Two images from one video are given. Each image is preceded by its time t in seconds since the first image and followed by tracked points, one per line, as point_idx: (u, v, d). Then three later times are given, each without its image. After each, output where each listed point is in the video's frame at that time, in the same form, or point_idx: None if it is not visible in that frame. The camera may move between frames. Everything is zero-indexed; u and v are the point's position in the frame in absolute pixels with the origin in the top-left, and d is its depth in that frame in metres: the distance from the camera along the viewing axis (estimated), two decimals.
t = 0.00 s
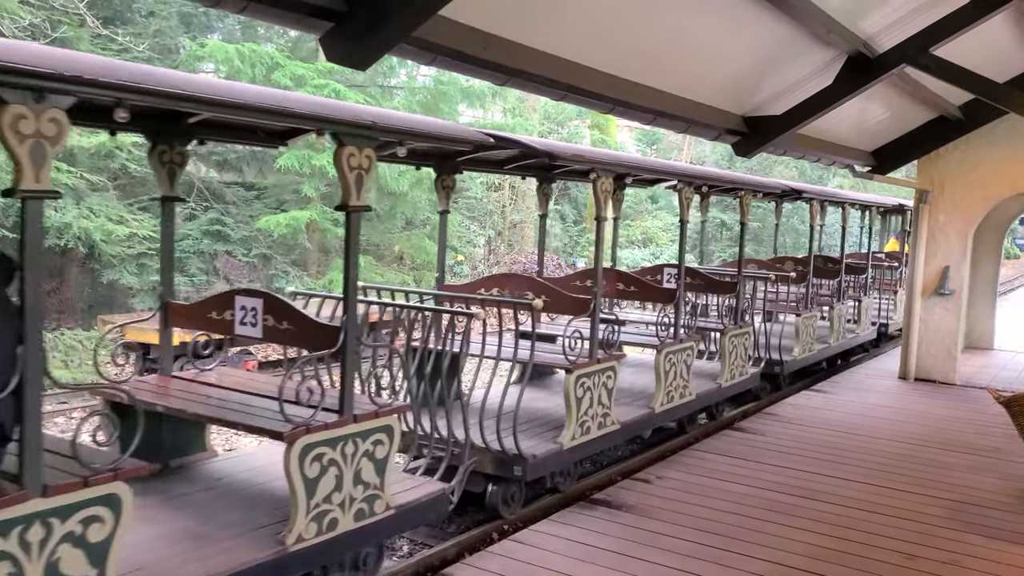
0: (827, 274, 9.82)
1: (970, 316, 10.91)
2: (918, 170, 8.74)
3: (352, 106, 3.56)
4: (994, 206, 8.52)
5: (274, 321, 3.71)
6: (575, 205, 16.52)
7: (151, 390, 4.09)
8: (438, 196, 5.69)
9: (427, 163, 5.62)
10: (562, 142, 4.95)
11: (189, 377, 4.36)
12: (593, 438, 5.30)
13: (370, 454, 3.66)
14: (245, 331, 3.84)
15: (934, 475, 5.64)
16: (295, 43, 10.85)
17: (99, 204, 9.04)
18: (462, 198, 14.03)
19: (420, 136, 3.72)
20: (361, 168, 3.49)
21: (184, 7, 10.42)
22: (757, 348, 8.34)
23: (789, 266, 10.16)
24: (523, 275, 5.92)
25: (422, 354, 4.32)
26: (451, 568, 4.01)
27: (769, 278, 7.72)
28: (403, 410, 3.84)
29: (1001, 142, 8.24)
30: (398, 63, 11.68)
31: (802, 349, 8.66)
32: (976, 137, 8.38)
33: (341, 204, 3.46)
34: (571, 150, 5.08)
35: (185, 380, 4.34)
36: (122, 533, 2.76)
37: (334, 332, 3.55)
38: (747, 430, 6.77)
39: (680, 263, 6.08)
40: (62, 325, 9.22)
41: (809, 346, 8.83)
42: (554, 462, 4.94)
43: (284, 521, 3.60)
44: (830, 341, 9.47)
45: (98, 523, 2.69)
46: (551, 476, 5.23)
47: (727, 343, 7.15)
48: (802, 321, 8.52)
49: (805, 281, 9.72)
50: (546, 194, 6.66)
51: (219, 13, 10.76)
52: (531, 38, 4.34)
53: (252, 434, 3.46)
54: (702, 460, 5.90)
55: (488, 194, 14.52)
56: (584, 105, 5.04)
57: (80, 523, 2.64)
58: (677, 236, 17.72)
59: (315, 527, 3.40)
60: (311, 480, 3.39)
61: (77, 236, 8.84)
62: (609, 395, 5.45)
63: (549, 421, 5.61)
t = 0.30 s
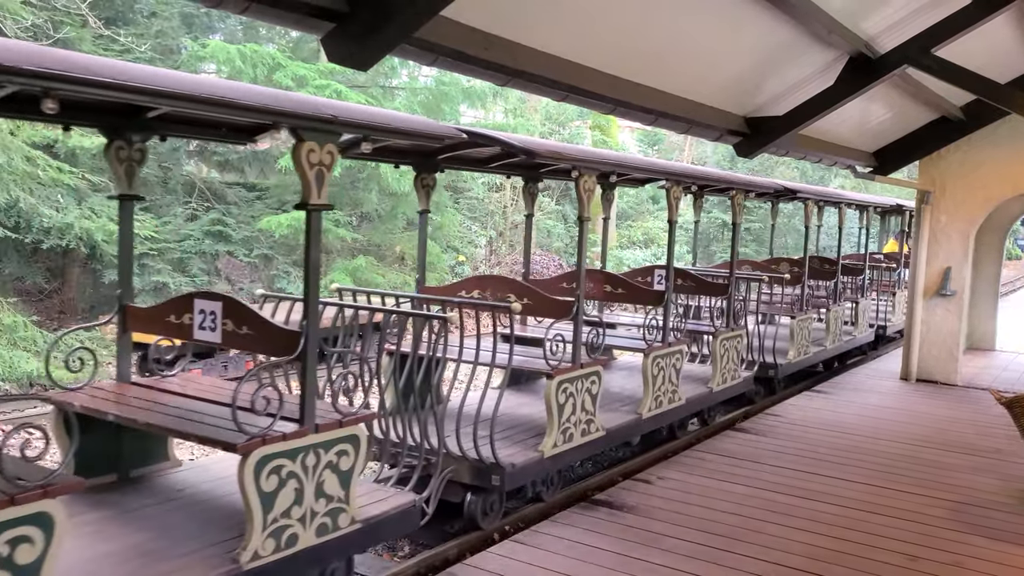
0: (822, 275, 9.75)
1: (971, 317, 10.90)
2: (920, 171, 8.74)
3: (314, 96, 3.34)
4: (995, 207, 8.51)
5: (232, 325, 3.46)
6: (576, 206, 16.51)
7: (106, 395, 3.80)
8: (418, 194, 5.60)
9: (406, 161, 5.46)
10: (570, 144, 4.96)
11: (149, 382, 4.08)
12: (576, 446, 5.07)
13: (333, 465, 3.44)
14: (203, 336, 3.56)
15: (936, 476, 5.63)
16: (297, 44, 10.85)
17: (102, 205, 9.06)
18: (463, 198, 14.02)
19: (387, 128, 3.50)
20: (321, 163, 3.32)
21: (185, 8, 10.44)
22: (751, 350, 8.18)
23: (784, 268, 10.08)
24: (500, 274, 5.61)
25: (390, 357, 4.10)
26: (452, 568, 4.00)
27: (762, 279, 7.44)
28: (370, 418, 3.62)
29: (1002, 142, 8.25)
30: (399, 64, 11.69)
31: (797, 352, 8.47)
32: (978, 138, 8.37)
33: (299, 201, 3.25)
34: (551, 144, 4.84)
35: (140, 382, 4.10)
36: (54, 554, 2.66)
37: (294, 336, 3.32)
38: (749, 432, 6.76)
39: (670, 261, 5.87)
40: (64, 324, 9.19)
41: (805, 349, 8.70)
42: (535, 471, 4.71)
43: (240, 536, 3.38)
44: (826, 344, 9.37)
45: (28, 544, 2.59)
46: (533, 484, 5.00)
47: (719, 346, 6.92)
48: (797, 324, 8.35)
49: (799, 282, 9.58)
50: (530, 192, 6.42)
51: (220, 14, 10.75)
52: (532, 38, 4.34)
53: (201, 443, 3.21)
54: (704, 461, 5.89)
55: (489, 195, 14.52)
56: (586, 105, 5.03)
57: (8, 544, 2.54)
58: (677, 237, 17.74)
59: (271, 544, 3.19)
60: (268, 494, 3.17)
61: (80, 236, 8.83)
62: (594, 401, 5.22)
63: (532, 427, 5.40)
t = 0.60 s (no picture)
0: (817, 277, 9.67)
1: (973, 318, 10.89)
2: (921, 172, 8.74)
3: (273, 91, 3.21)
4: (996, 208, 8.51)
5: (191, 330, 3.29)
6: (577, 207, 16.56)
7: (61, 404, 3.67)
8: (398, 193, 5.49)
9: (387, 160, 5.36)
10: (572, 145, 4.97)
11: (109, 389, 3.95)
12: (558, 452, 4.92)
13: (295, 477, 3.32)
14: (161, 341, 3.39)
15: (937, 477, 5.62)
16: (298, 44, 10.85)
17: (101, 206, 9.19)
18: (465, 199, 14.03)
19: (351, 125, 3.35)
20: (280, 160, 3.17)
21: (186, 8, 10.47)
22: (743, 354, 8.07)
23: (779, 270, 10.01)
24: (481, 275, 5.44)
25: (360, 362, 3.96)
26: (453, 569, 4.01)
27: (754, 281, 7.30)
28: (337, 426, 3.51)
29: (1003, 143, 8.25)
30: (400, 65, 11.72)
31: (791, 354, 8.34)
32: (980, 138, 8.36)
33: (258, 199, 3.12)
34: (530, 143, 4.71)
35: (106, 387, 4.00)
36: None
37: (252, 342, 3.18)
38: (750, 432, 6.76)
39: (658, 264, 5.75)
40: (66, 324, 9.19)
41: (800, 352, 8.59)
42: (514, 480, 4.57)
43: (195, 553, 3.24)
44: (822, 347, 9.28)
45: None
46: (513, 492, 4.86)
47: (709, 349, 6.81)
48: (791, 326, 8.24)
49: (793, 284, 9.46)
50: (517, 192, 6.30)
51: (221, 14, 10.77)
52: (533, 39, 4.34)
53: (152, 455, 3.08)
54: (704, 462, 5.89)
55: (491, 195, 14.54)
56: (586, 105, 5.04)
57: None
58: (678, 237, 17.77)
59: (227, 560, 3.05)
60: (223, 508, 3.04)
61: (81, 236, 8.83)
62: (577, 407, 5.06)
63: (514, 433, 5.25)
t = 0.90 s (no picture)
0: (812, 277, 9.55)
1: (973, 318, 10.88)
2: (921, 172, 8.74)
3: (233, 84, 3.05)
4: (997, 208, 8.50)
5: (148, 334, 3.08)
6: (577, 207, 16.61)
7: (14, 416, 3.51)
8: (378, 192, 5.30)
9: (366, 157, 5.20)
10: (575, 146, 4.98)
11: (67, 397, 3.84)
12: (540, 460, 4.74)
13: (257, 488, 3.13)
14: (118, 345, 3.21)
15: (937, 477, 5.62)
16: (298, 44, 10.84)
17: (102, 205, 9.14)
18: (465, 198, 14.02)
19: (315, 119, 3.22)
20: (238, 155, 2.98)
21: (186, 8, 10.50)
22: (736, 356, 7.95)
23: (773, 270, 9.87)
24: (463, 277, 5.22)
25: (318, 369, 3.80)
26: (452, 569, 4.01)
27: (748, 281, 7.13)
28: (303, 434, 3.32)
29: (1002, 143, 8.26)
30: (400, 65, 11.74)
31: (786, 358, 8.16)
32: (980, 139, 8.36)
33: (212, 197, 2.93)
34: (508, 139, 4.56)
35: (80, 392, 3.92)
36: None
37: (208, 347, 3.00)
38: (749, 432, 6.76)
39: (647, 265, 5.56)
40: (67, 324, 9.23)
41: (794, 353, 8.47)
42: (493, 489, 4.38)
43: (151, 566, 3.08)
44: (817, 349, 9.17)
45: None
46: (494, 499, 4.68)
47: (701, 353, 6.62)
48: (784, 328, 8.08)
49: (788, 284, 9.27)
50: (502, 190, 6.14)
51: (221, 14, 10.82)
52: (533, 39, 4.34)
53: (103, 467, 2.94)
54: (704, 462, 5.89)
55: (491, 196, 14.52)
56: (586, 106, 5.04)
57: None
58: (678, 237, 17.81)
59: None
60: (176, 523, 2.85)
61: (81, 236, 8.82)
62: (561, 412, 4.90)
63: (497, 439, 5.08)
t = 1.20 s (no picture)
0: (807, 278, 9.44)
1: (974, 320, 10.87)
2: (921, 173, 8.76)
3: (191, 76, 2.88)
4: (997, 209, 8.49)
5: (105, 339, 2.97)
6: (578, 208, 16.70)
7: None
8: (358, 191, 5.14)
9: (345, 155, 5.03)
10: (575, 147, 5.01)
11: (25, 406, 3.71)
12: (523, 467, 4.62)
13: (217, 500, 3.01)
14: (73, 351, 3.08)
15: (937, 478, 5.62)
16: (298, 44, 10.84)
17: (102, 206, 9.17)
18: (464, 199, 14.04)
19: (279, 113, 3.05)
20: (195, 152, 2.85)
21: (187, 9, 10.53)
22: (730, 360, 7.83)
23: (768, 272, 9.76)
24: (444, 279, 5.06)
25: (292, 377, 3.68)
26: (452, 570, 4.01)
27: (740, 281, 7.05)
28: (268, 442, 3.19)
29: (1001, 143, 8.26)
30: (401, 66, 11.77)
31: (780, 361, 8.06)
32: (981, 139, 8.36)
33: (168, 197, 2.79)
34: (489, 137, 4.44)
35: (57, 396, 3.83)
36: None
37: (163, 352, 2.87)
38: (749, 432, 6.77)
39: (633, 267, 5.43)
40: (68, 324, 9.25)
41: (789, 356, 8.35)
42: (472, 497, 4.26)
43: None
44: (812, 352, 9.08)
45: None
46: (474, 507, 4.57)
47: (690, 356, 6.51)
48: (778, 331, 7.97)
49: (783, 286, 9.13)
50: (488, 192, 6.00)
51: (221, 15, 10.89)
52: (533, 40, 4.34)
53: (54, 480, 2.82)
54: (704, 462, 5.89)
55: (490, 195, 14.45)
56: (586, 107, 5.05)
57: None
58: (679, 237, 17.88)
59: None
60: (129, 538, 2.73)
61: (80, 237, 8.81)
62: (545, 417, 4.81)
63: (479, 445, 4.96)
